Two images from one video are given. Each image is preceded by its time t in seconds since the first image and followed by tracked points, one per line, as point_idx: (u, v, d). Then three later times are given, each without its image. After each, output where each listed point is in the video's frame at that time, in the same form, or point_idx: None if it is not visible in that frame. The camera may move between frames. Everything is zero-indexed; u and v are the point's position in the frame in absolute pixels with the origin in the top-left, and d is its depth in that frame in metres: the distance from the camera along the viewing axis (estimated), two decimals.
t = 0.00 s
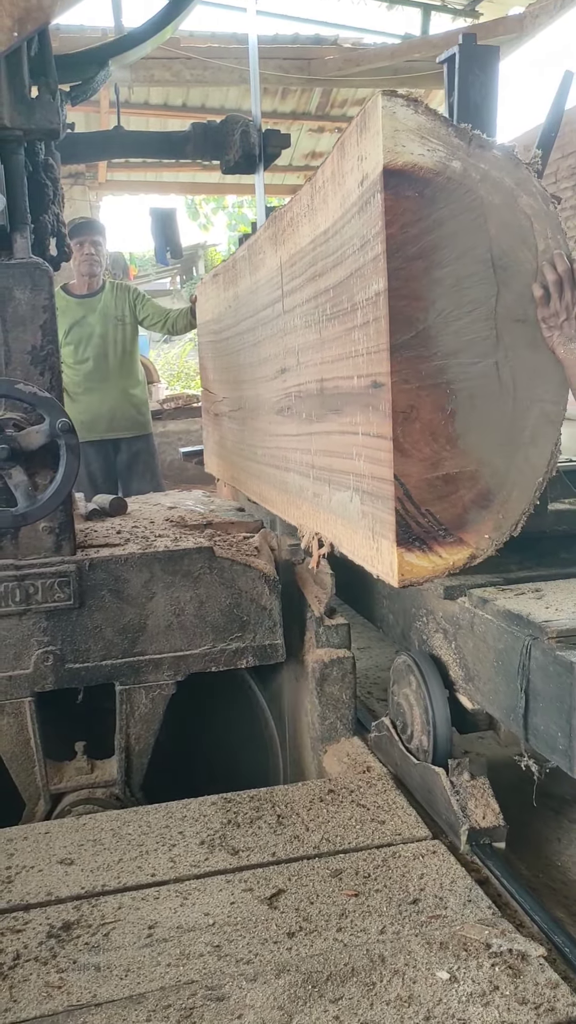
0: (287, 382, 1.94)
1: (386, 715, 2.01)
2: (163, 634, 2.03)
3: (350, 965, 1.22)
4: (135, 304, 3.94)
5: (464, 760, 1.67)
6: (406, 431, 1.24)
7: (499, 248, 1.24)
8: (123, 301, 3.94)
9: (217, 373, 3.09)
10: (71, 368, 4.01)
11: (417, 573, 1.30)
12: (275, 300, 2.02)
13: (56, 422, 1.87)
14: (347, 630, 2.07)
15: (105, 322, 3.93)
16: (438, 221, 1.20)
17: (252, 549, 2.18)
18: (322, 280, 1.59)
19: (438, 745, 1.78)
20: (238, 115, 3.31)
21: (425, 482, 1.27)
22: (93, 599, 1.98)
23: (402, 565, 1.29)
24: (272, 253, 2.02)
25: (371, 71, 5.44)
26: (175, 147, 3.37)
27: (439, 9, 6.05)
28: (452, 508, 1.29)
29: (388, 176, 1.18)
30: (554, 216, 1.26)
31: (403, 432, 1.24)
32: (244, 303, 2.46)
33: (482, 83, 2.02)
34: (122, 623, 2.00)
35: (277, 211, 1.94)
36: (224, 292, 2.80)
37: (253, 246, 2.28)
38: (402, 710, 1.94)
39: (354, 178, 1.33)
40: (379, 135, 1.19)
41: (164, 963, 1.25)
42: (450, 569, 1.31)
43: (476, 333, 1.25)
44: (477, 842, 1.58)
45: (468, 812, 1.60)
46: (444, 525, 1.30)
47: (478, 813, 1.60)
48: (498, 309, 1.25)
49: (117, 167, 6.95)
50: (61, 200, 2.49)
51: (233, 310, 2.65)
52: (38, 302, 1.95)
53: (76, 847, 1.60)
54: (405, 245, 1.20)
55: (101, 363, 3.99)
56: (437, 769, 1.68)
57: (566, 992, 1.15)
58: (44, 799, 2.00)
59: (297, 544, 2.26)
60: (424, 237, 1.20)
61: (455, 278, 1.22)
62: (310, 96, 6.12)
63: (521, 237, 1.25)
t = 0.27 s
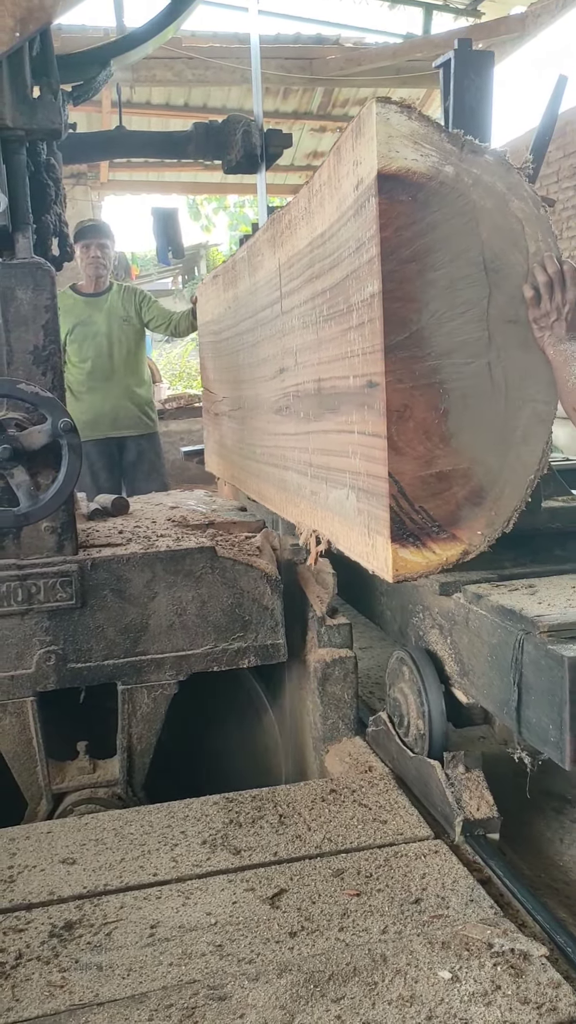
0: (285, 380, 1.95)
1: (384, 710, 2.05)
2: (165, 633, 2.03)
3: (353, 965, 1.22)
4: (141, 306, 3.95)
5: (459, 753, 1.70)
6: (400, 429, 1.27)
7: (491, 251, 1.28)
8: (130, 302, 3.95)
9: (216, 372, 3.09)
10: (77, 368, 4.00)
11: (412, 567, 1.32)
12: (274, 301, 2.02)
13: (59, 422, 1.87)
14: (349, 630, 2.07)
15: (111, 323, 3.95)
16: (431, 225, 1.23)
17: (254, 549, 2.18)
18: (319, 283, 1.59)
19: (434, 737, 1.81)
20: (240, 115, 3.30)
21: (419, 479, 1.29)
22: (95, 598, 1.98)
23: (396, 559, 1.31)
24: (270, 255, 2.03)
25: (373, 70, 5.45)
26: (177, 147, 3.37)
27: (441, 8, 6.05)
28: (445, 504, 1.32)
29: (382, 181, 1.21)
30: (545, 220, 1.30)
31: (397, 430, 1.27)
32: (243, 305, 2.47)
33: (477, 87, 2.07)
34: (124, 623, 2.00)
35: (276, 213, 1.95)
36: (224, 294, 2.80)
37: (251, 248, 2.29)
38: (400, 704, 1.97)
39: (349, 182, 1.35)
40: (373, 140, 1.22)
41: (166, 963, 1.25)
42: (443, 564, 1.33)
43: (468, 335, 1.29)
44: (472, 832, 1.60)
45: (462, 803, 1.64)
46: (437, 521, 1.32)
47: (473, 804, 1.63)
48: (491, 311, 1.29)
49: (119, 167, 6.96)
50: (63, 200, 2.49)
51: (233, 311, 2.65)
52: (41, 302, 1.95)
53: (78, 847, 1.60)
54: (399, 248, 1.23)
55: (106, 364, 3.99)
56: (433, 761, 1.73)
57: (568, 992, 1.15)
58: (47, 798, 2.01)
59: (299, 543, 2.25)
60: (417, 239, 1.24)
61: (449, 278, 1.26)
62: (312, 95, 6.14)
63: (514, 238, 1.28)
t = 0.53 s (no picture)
0: (285, 380, 1.96)
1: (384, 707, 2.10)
2: (167, 632, 2.03)
3: (355, 964, 1.22)
4: (158, 311, 4.01)
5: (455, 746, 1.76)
6: (395, 430, 1.26)
7: (484, 256, 1.27)
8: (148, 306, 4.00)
9: (217, 372, 3.09)
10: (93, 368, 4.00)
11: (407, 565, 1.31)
12: (274, 302, 2.03)
13: (62, 422, 1.88)
14: (352, 629, 2.07)
15: (130, 326, 3.99)
16: (426, 229, 1.21)
17: (257, 549, 2.18)
18: (317, 285, 1.60)
19: (430, 731, 1.90)
20: (243, 114, 3.29)
21: (414, 478, 1.28)
22: (98, 596, 1.98)
23: (391, 557, 1.30)
24: (269, 257, 2.02)
25: (376, 69, 5.46)
26: (179, 146, 3.37)
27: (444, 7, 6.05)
28: (440, 503, 1.31)
29: (378, 187, 1.19)
30: (537, 224, 1.28)
31: (393, 430, 1.26)
32: (243, 306, 2.47)
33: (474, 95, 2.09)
34: (127, 622, 2.00)
35: (275, 215, 1.95)
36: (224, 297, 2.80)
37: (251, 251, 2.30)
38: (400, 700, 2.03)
39: (346, 188, 1.34)
40: (369, 147, 1.20)
41: (168, 963, 1.25)
42: (437, 562, 1.31)
43: (463, 334, 1.27)
44: (467, 824, 1.65)
45: (458, 795, 1.68)
46: (432, 519, 1.31)
47: (468, 797, 1.67)
48: (484, 311, 1.29)
49: (121, 165, 6.97)
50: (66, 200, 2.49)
51: (233, 313, 2.65)
52: (43, 302, 1.95)
53: (80, 847, 1.60)
54: (394, 252, 1.21)
55: (123, 365, 4.01)
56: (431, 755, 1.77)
57: (571, 991, 1.15)
58: (49, 797, 2.01)
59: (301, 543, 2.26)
60: (411, 245, 1.22)
61: (442, 281, 1.24)
62: (314, 94, 6.16)
63: (505, 241, 1.28)
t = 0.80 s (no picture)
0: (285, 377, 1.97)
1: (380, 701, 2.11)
2: (170, 630, 2.03)
3: (357, 963, 1.22)
4: (179, 312, 4.03)
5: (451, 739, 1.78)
6: (390, 426, 1.28)
7: (478, 256, 1.30)
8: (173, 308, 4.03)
9: (217, 370, 3.11)
10: (111, 369, 4.06)
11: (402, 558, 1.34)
12: (274, 302, 2.05)
13: (64, 421, 1.87)
14: (354, 627, 2.07)
15: (150, 329, 4.03)
16: (421, 231, 1.25)
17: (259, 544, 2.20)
18: (316, 285, 1.62)
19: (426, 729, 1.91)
20: (246, 114, 3.30)
21: (409, 473, 1.30)
22: (100, 596, 1.98)
23: (387, 551, 1.33)
24: (269, 258, 2.06)
25: (378, 67, 5.46)
26: (182, 144, 3.35)
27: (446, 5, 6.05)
28: (434, 499, 1.34)
29: (374, 189, 1.23)
30: (529, 224, 1.33)
31: (388, 427, 1.28)
32: (243, 306, 2.50)
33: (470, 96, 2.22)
34: (129, 620, 2.00)
35: (275, 216, 1.97)
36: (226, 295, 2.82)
37: (251, 250, 2.33)
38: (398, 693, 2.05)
39: (343, 191, 1.38)
40: (365, 149, 1.24)
41: (170, 961, 1.25)
42: (432, 556, 1.34)
43: (458, 333, 1.30)
44: (461, 814, 1.67)
45: (453, 785, 1.70)
46: (427, 513, 1.34)
47: (463, 787, 1.70)
48: (478, 310, 1.32)
49: (124, 164, 6.98)
50: (69, 198, 2.50)
51: (234, 312, 2.67)
52: (45, 300, 1.95)
53: (83, 845, 1.60)
54: (390, 253, 1.25)
55: (141, 367, 4.05)
56: (425, 747, 1.79)
57: (573, 990, 1.14)
58: (52, 794, 2.01)
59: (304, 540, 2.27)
60: (407, 245, 1.25)
61: (437, 282, 1.27)
62: (317, 92, 6.18)
63: (498, 242, 1.32)
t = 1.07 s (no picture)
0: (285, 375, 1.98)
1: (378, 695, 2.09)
2: (172, 629, 2.03)
3: (360, 960, 1.22)
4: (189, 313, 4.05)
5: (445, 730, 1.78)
6: (386, 424, 1.30)
7: (471, 257, 1.33)
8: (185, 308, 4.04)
9: (218, 368, 3.12)
10: (124, 368, 4.06)
11: (397, 552, 1.35)
12: (272, 301, 2.08)
13: (66, 419, 1.88)
14: (356, 626, 2.06)
15: (165, 334, 4.07)
16: (414, 233, 1.27)
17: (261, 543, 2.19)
18: (311, 285, 1.64)
19: (422, 719, 1.87)
20: (248, 111, 3.30)
21: (403, 471, 1.32)
22: (103, 595, 1.98)
23: (382, 546, 1.34)
24: (268, 258, 2.08)
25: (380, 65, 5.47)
26: (184, 142, 3.35)
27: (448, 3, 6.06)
28: (429, 496, 1.35)
29: (369, 191, 1.24)
30: (522, 227, 1.36)
31: (383, 424, 1.30)
32: (242, 306, 2.52)
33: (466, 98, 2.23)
34: (132, 618, 2.00)
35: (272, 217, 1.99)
36: (226, 294, 2.82)
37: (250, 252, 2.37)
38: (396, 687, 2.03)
39: (339, 194, 1.39)
40: (360, 152, 1.26)
41: (173, 959, 1.25)
42: (426, 551, 1.37)
43: (452, 332, 1.32)
44: (457, 805, 1.68)
45: (448, 776, 1.72)
46: (422, 510, 1.35)
47: (458, 778, 1.71)
48: (471, 310, 1.34)
49: (127, 163, 6.99)
50: (70, 197, 2.50)
51: (234, 311, 2.69)
52: (48, 300, 1.95)
53: (85, 843, 1.60)
54: (385, 254, 1.26)
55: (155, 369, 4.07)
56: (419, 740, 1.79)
57: (575, 988, 1.14)
58: (54, 793, 2.02)
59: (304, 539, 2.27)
60: (401, 247, 1.27)
61: (431, 282, 1.29)
62: (319, 91, 6.20)
63: (491, 243, 1.34)
